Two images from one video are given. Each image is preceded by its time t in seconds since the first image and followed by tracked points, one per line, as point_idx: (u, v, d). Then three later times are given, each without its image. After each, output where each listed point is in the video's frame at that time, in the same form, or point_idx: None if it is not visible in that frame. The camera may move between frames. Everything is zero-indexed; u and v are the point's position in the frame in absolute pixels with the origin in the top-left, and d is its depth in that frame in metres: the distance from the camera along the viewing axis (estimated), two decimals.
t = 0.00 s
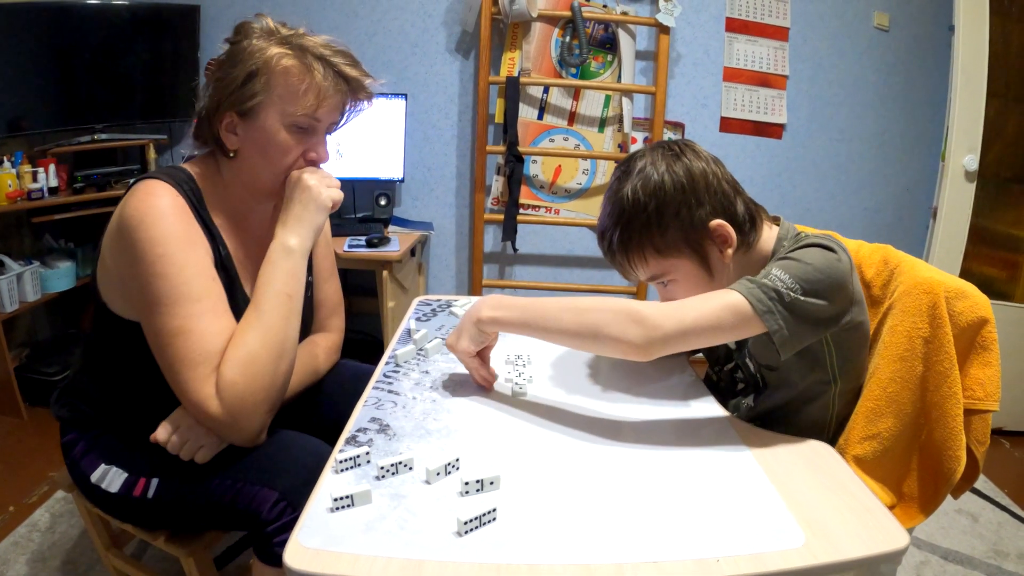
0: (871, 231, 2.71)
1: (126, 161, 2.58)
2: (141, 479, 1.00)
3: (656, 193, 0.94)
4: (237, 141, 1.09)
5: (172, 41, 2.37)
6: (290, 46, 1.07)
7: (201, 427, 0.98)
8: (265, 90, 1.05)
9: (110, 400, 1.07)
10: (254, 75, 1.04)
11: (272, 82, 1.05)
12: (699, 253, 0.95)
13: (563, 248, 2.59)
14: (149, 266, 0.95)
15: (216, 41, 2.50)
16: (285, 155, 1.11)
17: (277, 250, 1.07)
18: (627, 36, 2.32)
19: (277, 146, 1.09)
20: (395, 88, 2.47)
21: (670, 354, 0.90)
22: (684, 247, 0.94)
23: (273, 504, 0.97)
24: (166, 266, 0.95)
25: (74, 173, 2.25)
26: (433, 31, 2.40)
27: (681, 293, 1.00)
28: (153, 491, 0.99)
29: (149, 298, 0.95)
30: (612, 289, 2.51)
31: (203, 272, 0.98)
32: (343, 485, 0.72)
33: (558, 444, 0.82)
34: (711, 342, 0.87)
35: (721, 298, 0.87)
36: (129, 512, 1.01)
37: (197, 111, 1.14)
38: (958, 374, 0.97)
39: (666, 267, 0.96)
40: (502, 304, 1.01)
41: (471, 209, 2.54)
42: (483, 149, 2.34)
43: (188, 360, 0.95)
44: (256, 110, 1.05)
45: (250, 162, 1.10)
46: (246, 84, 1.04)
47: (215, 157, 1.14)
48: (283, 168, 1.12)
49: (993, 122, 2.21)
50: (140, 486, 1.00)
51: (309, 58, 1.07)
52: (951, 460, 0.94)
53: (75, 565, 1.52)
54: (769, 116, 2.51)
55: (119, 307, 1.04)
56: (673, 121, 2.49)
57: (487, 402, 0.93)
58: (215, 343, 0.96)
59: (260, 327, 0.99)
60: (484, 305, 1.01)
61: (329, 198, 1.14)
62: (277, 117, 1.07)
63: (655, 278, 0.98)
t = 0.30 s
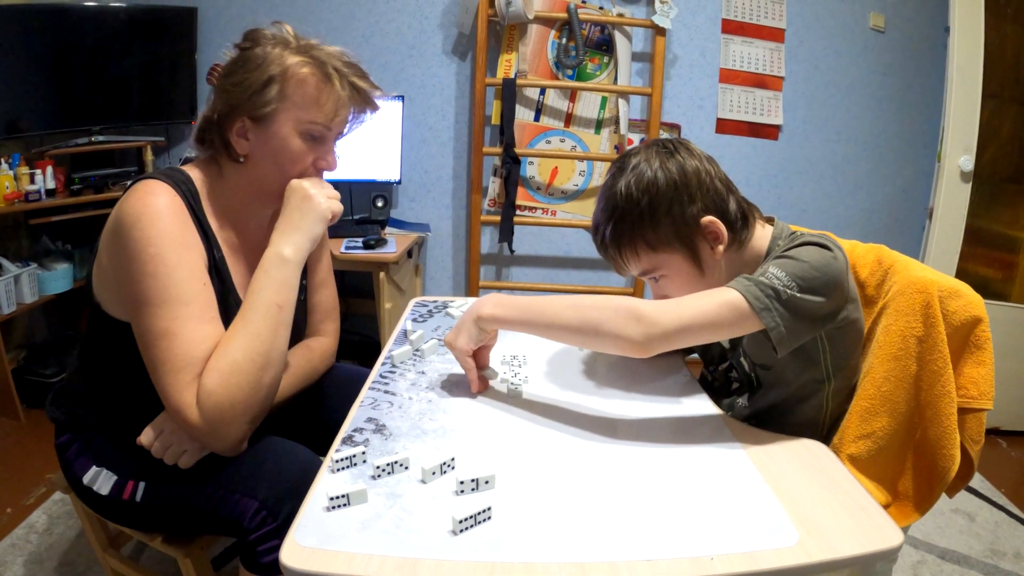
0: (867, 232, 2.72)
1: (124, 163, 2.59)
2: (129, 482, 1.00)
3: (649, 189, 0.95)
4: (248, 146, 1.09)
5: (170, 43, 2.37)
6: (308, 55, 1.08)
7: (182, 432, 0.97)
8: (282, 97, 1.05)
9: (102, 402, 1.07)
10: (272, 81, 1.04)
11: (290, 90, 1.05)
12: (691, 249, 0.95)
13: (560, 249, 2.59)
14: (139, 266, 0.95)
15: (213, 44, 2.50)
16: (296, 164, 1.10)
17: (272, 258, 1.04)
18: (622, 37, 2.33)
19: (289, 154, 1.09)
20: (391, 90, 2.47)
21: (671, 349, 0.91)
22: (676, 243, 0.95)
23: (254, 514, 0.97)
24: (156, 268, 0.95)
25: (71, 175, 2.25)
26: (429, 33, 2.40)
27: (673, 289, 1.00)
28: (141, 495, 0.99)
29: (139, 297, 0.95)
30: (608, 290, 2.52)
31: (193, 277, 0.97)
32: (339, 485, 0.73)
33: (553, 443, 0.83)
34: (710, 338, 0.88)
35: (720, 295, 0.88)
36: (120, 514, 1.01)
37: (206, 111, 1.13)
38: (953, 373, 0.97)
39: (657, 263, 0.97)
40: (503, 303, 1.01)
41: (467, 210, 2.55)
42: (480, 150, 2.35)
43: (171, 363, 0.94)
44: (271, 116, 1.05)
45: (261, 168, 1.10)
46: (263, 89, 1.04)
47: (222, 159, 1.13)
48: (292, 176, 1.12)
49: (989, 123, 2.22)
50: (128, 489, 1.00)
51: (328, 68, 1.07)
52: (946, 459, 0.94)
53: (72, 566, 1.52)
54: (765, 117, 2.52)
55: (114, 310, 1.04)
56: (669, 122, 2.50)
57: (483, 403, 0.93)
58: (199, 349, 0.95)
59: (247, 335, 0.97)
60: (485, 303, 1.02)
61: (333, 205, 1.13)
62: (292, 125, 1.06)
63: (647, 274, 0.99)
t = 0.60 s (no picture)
0: (865, 232, 2.72)
1: (122, 163, 2.58)
2: (131, 479, 1.00)
3: (652, 183, 0.95)
4: (272, 150, 1.09)
5: (168, 42, 2.37)
6: (337, 67, 1.09)
7: (186, 425, 0.97)
8: (310, 106, 1.06)
9: (104, 399, 1.07)
10: (302, 90, 1.05)
11: (318, 100, 1.06)
12: (692, 244, 0.95)
13: (558, 249, 2.59)
14: (156, 261, 0.94)
15: (211, 44, 2.49)
16: (318, 172, 1.11)
17: (282, 259, 1.01)
18: (621, 38, 2.34)
19: (313, 163, 1.10)
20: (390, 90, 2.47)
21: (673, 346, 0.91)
22: (678, 237, 0.95)
23: (259, 510, 0.96)
24: (172, 263, 0.94)
25: (69, 174, 2.24)
26: (429, 33, 2.40)
27: (673, 284, 1.01)
28: (142, 492, 0.99)
29: (151, 288, 0.95)
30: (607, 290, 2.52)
31: (209, 274, 0.97)
32: (338, 484, 0.73)
33: (552, 443, 0.83)
34: (718, 335, 0.88)
35: (724, 294, 0.88)
36: (121, 511, 1.01)
37: (229, 112, 1.13)
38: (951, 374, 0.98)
39: (658, 256, 0.97)
40: (501, 303, 1.01)
41: (466, 210, 2.55)
42: (479, 150, 2.35)
43: (180, 357, 0.94)
44: (300, 123, 1.06)
45: (284, 173, 1.11)
46: (292, 97, 1.05)
47: (239, 161, 1.13)
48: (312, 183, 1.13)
49: (987, 124, 2.22)
50: (130, 487, 1.00)
51: (356, 83, 1.10)
52: (944, 459, 0.95)
53: (70, 566, 1.52)
54: (764, 118, 2.52)
55: (124, 304, 1.03)
56: (668, 123, 2.50)
57: (481, 403, 0.93)
58: (209, 345, 0.95)
59: (256, 334, 0.96)
60: (484, 304, 1.01)
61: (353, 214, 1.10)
62: (318, 133, 1.08)
63: (647, 267, 0.99)
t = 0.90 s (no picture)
0: (864, 234, 2.72)
1: (121, 162, 2.58)
2: (131, 474, 1.00)
3: (645, 187, 0.95)
4: (287, 151, 1.09)
5: (167, 41, 2.37)
6: (354, 74, 1.10)
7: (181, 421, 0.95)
8: (325, 110, 1.06)
9: (106, 394, 1.07)
10: (318, 93, 1.05)
11: (334, 104, 1.07)
12: (687, 248, 0.95)
13: (557, 250, 2.59)
14: (163, 252, 0.93)
15: (210, 43, 2.49)
16: (331, 175, 1.10)
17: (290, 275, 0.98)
18: (621, 39, 2.34)
19: (326, 165, 1.09)
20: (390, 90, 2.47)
21: (671, 361, 0.90)
22: (672, 241, 0.95)
23: (256, 508, 0.96)
24: (178, 258, 0.93)
25: (69, 173, 2.24)
26: (428, 33, 2.40)
27: (668, 289, 1.00)
28: (142, 487, 0.99)
29: (155, 280, 0.93)
30: (606, 291, 2.51)
31: (213, 273, 0.94)
32: (338, 484, 0.73)
33: (551, 445, 0.82)
34: (719, 346, 0.88)
35: (722, 304, 0.88)
36: (121, 506, 1.01)
37: (247, 113, 1.13)
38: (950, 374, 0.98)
39: (652, 261, 0.97)
40: (496, 320, 0.96)
41: (465, 211, 2.55)
42: (478, 151, 2.35)
43: (177, 352, 0.91)
44: (315, 125, 1.06)
45: (297, 174, 1.10)
46: (309, 99, 1.05)
47: (254, 160, 1.13)
48: (324, 186, 1.11)
49: (987, 125, 2.22)
50: (129, 482, 1.00)
51: (372, 90, 1.10)
52: (943, 460, 0.95)
53: (68, 566, 1.52)
54: (763, 119, 2.53)
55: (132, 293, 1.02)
56: (667, 124, 2.50)
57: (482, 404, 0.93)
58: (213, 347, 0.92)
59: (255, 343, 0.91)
60: (478, 321, 0.96)
61: (385, 298, 0.86)
62: (333, 136, 1.07)
63: (642, 272, 0.99)
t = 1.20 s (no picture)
0: (864, 235, 2.72)
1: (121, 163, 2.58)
2: (131, 476, 1.00)
3: (637, 190, 0.95)
4: (289, 153, 1.09)
5: (166, 42, 2.36)
6: (357, 77, 1.10)
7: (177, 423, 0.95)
8: (328, 112, 1.06)
9: (106, 397, 1.07)
10: (320, 95, 1.05)
11: (336, 106, 1.06)
12: (680, 250, 0.95)
13: (557, 251, 2.59)
14: (163, 255, 0.93)
15: (209, 43, 2.48)
16: (333, 178, 1.10)
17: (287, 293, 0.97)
18: (620, 40, 2.34)
19: (329, 167, 1.09)
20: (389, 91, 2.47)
21: (669, 368, 0.91)
22: (665, 243, 0.95)
23: (259, 508, 0.96)
24: (179, 260, 0.93)
25: (69, 174, 2.25)
26: (428, 34, 2.40)
27: (662, 292, 1.01)
28: (142, 490, 0.99)
29: (155, 283, 0.93)
30: (606, 291, 2.51)
31: (213, 276, 0.95)
32: (337, 485, 0.73)
33: (551, 446, 0.82)
34: (711, 352, 0.88)
35: (717, 310, 0.88)
36: (121, 508, 1.01)
37: (251, 115, 1.13)
38: (948, 374, 0.98)
39: (646, 264, 0.97)
40: (490, 332, 0.96)
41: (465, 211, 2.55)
42: (478, 152, 2.35)
43: (177, 355, 0.91)
44: (317, 128, 1.06)
45: (299, 175, 1.10)
46: (311, 102, 1.05)
47: (257, 161, 1.13)
48: (327, 188, 1.11)
49: (986, 126, 2.22)
50: (130, 484, 0.99)
51: (374, 93, 1.10)
52: (942, 460, 0.95)
53: (68, 567, 1.51)
54: (762, 120, 2.53)
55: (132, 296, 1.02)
56: (667, 125, 2.50)
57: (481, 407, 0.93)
58: (213, 351, 0.92)
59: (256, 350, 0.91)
60: (471, 336, 0.97)
61: (410, 370, 0.86)
62: (335, 139, 1.07)
63: (636, 275, 0.99)
